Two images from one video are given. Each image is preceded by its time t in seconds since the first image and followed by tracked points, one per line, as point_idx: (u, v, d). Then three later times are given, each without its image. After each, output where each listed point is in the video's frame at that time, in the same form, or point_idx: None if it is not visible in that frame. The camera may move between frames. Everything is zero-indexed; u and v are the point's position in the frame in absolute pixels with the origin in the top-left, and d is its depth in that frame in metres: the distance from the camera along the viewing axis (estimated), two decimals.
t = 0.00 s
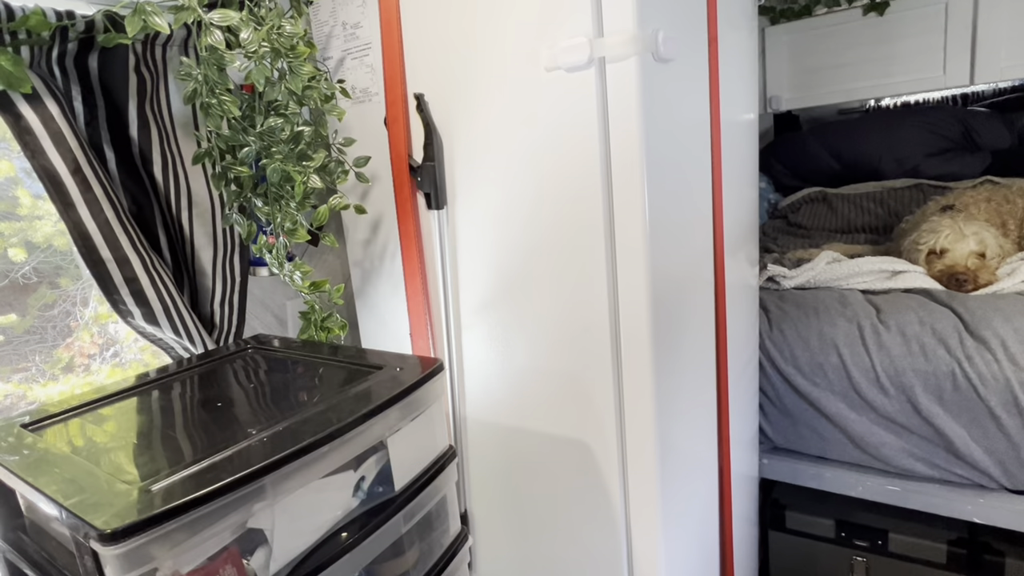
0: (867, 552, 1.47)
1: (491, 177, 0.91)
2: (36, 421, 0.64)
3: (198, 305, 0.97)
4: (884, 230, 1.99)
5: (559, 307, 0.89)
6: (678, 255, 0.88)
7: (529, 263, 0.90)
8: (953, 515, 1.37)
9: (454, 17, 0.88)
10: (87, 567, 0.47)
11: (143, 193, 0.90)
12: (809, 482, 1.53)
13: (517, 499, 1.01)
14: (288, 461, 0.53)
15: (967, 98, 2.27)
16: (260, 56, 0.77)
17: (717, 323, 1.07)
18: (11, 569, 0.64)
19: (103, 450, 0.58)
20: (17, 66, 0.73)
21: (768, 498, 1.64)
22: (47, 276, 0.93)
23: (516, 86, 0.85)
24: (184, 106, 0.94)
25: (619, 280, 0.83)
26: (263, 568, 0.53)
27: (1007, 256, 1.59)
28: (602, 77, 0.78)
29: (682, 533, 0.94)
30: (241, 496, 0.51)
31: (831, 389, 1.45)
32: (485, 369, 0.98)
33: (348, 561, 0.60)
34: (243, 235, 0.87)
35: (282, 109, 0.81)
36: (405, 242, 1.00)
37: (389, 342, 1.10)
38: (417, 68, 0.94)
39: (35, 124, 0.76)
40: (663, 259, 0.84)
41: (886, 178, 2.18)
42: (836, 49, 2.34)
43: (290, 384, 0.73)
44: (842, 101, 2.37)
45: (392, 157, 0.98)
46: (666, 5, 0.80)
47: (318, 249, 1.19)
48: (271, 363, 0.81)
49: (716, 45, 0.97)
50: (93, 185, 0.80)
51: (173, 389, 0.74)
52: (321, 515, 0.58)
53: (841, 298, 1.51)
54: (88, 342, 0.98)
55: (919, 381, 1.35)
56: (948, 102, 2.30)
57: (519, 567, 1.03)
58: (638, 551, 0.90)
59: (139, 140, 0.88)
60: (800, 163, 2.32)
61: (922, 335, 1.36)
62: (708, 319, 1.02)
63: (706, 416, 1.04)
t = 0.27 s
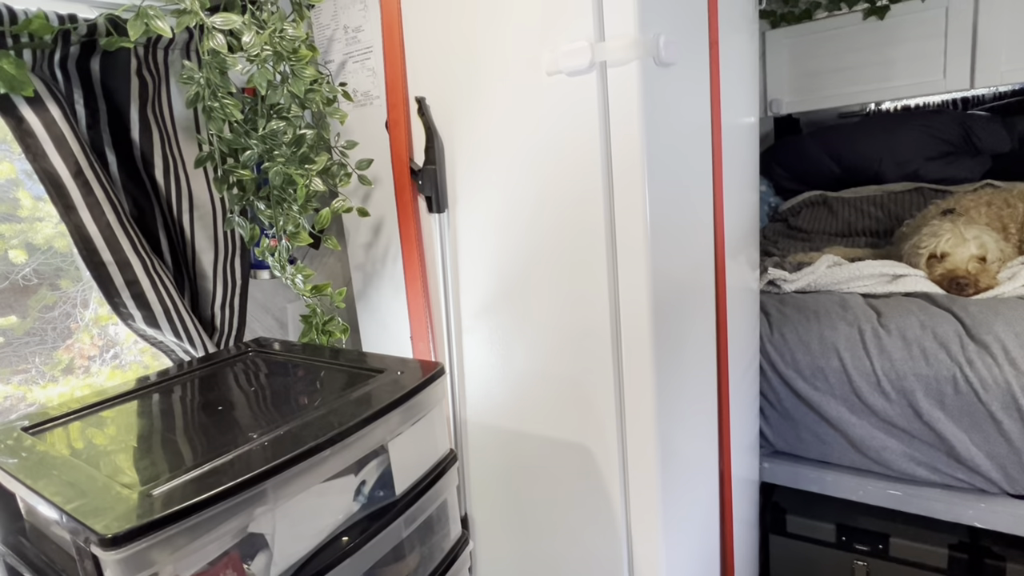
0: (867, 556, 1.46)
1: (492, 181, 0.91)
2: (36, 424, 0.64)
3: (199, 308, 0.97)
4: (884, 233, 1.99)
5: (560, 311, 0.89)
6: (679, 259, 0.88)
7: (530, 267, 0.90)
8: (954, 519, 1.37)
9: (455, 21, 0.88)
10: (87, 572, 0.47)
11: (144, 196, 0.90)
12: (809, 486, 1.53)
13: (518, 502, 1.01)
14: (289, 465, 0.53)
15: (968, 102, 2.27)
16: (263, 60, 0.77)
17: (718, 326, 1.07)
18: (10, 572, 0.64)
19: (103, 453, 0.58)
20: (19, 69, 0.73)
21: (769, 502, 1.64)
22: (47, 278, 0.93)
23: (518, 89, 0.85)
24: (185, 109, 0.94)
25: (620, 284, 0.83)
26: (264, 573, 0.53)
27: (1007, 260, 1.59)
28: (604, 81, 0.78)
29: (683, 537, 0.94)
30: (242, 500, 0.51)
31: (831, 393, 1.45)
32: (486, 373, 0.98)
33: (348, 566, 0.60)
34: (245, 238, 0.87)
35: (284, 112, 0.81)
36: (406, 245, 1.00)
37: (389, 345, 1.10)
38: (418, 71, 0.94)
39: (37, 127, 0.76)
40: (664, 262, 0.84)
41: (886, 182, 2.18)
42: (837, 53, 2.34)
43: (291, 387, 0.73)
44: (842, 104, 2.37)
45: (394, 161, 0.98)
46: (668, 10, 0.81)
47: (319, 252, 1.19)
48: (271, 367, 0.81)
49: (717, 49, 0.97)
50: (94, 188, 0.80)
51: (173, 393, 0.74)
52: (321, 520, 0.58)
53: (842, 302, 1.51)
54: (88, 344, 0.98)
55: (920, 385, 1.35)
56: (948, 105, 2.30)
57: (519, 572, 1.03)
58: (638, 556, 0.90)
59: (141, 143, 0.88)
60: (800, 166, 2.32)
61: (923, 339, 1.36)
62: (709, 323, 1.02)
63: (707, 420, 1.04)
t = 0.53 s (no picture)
0: (867, 559, 1.47)
1: (493, 184, 0.91)
2: (35, 426, 0.64)
3: (199, 310, 0.97)
4: (884, 236, 1.99)
5: (560, 313, 0.89)
6: (679, 262, 0.88)
7: (531, 269, 0.90)
8: (954, 522, 1.37)
9: (456, 23, 0.88)
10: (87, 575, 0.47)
11: (144, 198, 0.90)
12: (809, 489, 1.53)
13: (518, 505, 1.00)
14: (290, 468, 0.53)
15: (967, 105, 2.27)
16: (263, 62, 0.77)
17: (719, 329, 1.06)
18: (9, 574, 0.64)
19: (103, 455, 0.58)
20: (20, 71, 0.73)
21: (769, 505, 1.64)
22: (46, 279, 0.93)
23: (518, 92, 0.85)
24: (187, 111, 0.94)
25: (621, 286, 0.83)
26: None
27: (1007, 262, 1.57)
28: (605, 83, 0.78)
29: (683, 540, 0.94)
30: (243, 502, 0.51)
31: (832, 396, 1.45)
32: (486, 375, 0.98)
33: (349, 569, 0.60)
34: (244, 240, 0.87)
35: (285, 114, 0.81)
36: (407, 247, 1.00)
37: (389, 348, 1.10)
38: (419, 74, 0.94)
39: (37, 128, 0.76)
40: (665, 264, 0.84)
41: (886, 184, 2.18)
42: (836, 56, 2.35)
43: (291, 390, 0.73)
44: (842, 107, 2.38)
45: (394, 163, 0.98)
46: (669, 12, 0.81)
47: (319, 254, 1.19)
48: (271, 369, 0.81)
49: (718, 51, 0.97)
50: (95, 190, 0.80)
51: (173, 395, 0.74)
52: (322, 522, 0.58)
53: (843, 304, 1.51)
54: (87, 346, 0.97)
55: (920, 387, 1.35)
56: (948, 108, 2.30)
57: None
58: (639, 559, 0.89)
59: (142, 145, 0.88)
60: (800, 169, 2.32)
61: (923, 341, 1.36)
62: (710, 325, 1.02)
63: (708, 423, 1.03)
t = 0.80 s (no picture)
0: (865, 563, 1.46)
1: (492, 186, 0.90)
2: (32, 428, 0.64)
3: (197, 312, 0.96)
4: (882, 239, 1.99)
5: (559, 316, 0.89)
6: (678, 264, 0.88)
7: (530, 271, 0.90)
8: (952, 525, 1.37)
9: (455, 26, 0.88)
10: None
11: (143, 200, 0.90)
12: (808, 492, 1.53)
13: (516, 508, 1.00)
14: (288, 471, 0.53)
15: (965, 109, 2.27)
16: (263, 64, 0.77)
17: (718, 332, 1.06)
18: None
19: (100, 458, 0.58)
20: (19, 72, 0.73)
21: (767, 507, 1.64)
22: (43, 280, 0.92)
23: (518, 95, 0.85)
24: (186, 113, 0.94)
25: (620, 289, 0.83)
26: None
27: (1004, 266, 1.58)
28: (604, 86, 0.78)
29: (682, 543, 0.94)
30: (241, 506, 0.51)
31: (830, 399, 1.45)
32: (485, 377, 0.98)
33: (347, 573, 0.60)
34: (243, 242, 0.87)
35: (284, 116, 0.81)
36: (405, 249, 1.00)
37: (388, 350, 1.09)
38: (418, 76, 0.94)
39: (36, 130, 0.76)
40: (664, 267, 0.84)
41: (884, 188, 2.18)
42: (835, 60, 2.35)
43: (289, 393, 0.72)
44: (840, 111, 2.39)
45: (393, 165, 0.98)
46: (668, 16, 0.81)
47: (318, 256, 1.19)
48: (269, 371, 0.81)
49: (717, 54, 0.97)
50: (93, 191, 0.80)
51: (171, 397, 0.74)
52: (321, 525, 0.58)
53: (841, 308, 1.51)
54: (84, 348, 0.97)
55: (919, 391, 1.35)
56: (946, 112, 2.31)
57: None
58: (638, 562, 0.89)
59: (140, 146, 0.88)
60: (798, 172, 2.33)
61: (922, 345, 1.36)
62: (709, 328, 1.02)
63: (706, 425, 1.03)
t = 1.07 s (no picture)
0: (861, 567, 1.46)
1: (489, 191, 0.91)
2: (27, 432, 0.64)
3: (193, 316, 0.96)
4: (876, 244, 2.00)
5: (555, 320, 0.89)
6: (674, 269, 0.89)
7: (527, 276, 0.90)
8: (946, 529, 1.38)
9: (452, 30, 0.89)
10: None
11: (139, 203, 0.90)
12: (803, 496, 1.53)
13: (512, 513, 1.00)
14: (284, 475, 0.53)
15: (958, 114, 2.29)
16: (260, 68, 0.77)
17: (713, 336, 1.07)
18: None
19: (95, 462, 0.58)
20: (16, 76, 0.73)
21: (763, 512, 1.64)
22: (37, 283, 0.92)
23: (514, 101, 0.85)
24: (183, 117, 0.94)
25: (616, 293, 0.83)
26: None
27: (997, 271, 1.58)
28: (600, 92, 0.79)
29: (678, 547, 0.94)
30: (237, 510, 0.51)
31: (825, 403, 1.46)
32: (482, 381, 0.98)
33: None
34: (240, 246, 0.87)
35: (282, 121, 0.81)
36: (402, 253, 1.00)
37: (384, 354, 1.09)
38: (415, 80, 0.94)
39: (32, 134, 0.76)
40: (660, 272, 0.84)
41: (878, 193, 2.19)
42: (830, 66, 2.37)
43: (285, 396, 0.73)
44: (834, 116, 2.40)
45: (390, 170, 0.98)
46: (664, 22, 0.81)
47: (314, 260, 1.19)
48: (265, 375, 0.81)
49: (712, 60, 0.97)
50: (90, 195, 0.80)
51: (166, 401, 0.74)
52: (318, 529, 0.58)
53: (836, 312, 1.52)
54: (78, 351, 0.97)
55: (913, 395, 1.36)
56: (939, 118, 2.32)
57: None
58: (634, 566, 0.89)
59: (137, 150, 0.88)
60: (793, 177, 2.34)
61: (916, 349, 1.37)
62: (704, 332, 1.02)
63: (702, 429, 1.04)
